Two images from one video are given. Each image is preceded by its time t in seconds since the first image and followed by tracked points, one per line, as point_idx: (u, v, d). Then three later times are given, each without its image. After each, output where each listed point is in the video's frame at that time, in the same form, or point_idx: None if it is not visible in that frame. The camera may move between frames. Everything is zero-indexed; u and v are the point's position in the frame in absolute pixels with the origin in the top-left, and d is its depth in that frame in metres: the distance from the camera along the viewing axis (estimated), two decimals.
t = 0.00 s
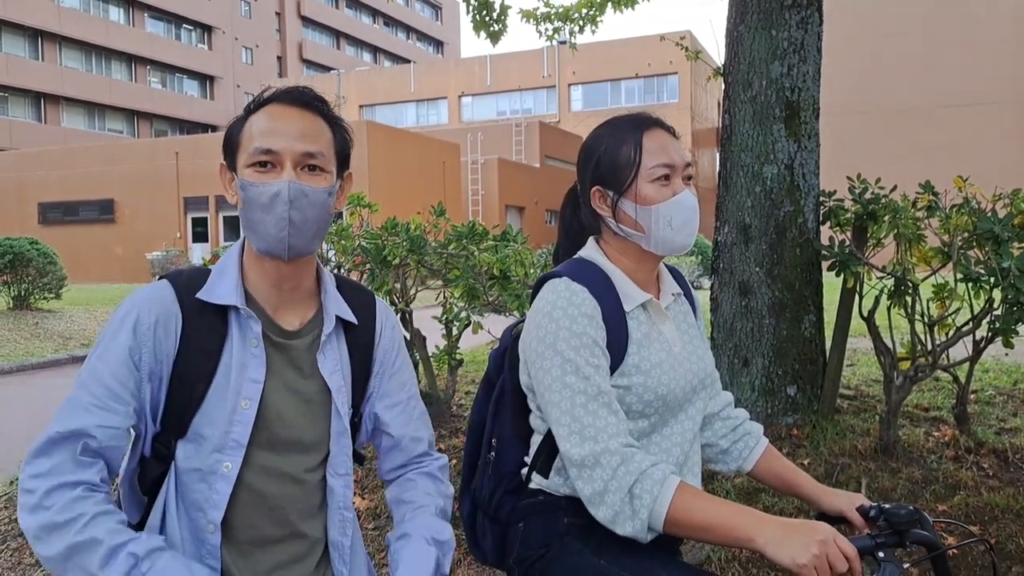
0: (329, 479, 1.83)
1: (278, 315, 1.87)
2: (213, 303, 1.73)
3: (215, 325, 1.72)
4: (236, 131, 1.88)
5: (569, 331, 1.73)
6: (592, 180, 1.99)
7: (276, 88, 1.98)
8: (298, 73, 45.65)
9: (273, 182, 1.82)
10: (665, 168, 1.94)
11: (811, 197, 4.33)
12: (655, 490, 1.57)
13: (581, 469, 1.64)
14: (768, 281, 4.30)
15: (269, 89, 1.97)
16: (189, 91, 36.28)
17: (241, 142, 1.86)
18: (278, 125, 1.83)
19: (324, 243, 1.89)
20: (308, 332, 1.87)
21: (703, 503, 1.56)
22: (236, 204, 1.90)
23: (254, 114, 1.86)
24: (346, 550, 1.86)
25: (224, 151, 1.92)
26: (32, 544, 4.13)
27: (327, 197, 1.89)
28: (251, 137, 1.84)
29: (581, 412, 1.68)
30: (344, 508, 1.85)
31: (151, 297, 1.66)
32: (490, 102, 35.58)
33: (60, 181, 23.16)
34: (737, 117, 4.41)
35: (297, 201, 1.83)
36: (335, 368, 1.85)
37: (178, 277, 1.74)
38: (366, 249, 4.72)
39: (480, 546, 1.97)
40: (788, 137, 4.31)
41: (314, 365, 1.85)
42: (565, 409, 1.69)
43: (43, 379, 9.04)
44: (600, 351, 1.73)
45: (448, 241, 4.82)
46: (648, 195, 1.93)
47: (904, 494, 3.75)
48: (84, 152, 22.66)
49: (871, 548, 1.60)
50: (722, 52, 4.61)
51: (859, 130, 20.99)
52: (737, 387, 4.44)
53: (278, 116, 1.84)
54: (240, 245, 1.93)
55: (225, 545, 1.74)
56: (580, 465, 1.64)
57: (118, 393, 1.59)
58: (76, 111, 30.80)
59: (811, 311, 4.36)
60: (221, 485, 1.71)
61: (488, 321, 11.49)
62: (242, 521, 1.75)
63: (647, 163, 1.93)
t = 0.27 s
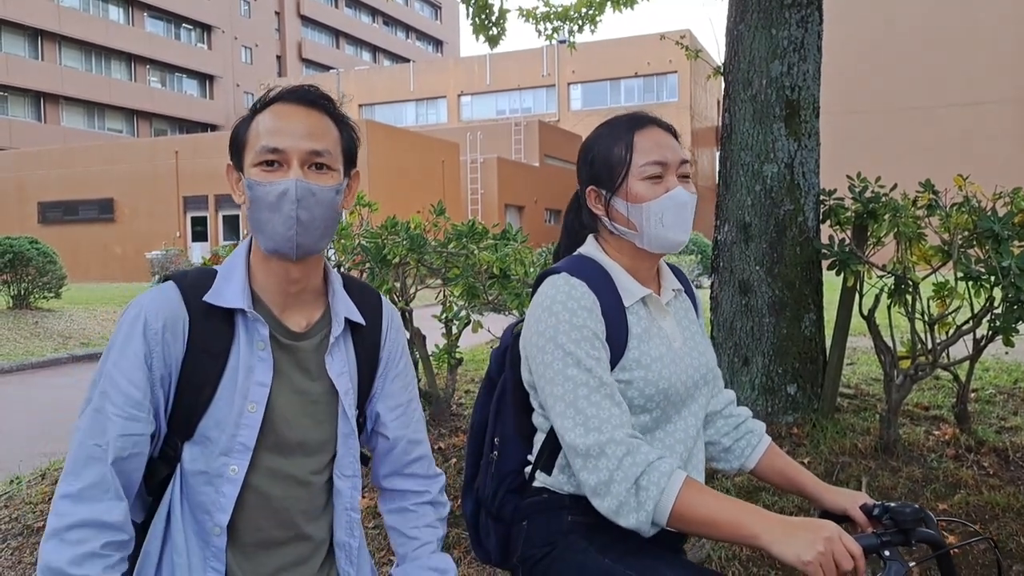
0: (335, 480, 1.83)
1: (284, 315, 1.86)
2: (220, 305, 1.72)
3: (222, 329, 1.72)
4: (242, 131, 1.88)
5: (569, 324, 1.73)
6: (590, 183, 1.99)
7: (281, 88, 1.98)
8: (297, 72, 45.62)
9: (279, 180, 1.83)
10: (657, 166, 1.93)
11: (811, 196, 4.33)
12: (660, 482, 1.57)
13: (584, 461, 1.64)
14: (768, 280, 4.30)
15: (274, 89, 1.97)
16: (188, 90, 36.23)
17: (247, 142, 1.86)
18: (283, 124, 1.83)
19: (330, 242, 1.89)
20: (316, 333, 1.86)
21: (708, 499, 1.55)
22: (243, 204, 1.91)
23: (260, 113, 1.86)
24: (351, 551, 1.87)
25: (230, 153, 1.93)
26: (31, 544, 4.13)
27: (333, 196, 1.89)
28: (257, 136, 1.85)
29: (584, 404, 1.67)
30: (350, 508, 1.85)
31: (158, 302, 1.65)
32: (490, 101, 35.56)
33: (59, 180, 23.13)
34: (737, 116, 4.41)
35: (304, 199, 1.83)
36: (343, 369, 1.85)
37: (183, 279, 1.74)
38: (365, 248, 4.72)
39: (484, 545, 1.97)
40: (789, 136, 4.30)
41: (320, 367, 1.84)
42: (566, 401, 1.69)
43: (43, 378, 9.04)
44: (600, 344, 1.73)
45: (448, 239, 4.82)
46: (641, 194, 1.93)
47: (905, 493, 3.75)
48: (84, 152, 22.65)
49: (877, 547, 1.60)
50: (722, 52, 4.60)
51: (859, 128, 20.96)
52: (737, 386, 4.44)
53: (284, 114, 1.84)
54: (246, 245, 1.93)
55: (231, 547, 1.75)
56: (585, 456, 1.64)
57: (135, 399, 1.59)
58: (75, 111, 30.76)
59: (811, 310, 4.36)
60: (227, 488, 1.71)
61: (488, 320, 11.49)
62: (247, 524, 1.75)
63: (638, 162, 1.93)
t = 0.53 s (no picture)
0: (347, 487, 1.86)
1: (296, 319, 1.88)
2: (232, 310, 1.75)
3: (233, 333, 1.74)
4: (255, 136, 1.92)
5: (580, 326, 1.75)
6: (586, 193, 2.06)
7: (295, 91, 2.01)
8: (306, 76, 45.82)
9: (284, 181, 1.86)
10: (632, 174, 1.95)
11: (819, 200, 4.34)
12: (672, 483, 1.58)
13: (596, 461, 1.66)
14: (776, 284, 4.30)
15: (288, 92, 2.01)
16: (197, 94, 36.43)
17: (258, 143, 1.91)
18: (293, 127, 1.87)
19: (340, 243, 1.92)
20: (328, 337, 1.89)
21: (718, 501, 1.57)
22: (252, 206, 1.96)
23: (271, 117, 1.90)
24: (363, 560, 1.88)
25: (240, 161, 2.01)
26: (41, 547, 4.16)
27: (340, 199, 1.92)
28: (266, 139, 1.88)
29: (595, 404, 1.69)
30: (362, 515, 1.87)
31: (169, 307, 1.68)
32: (498, 104, 35.60)
33: (69, 185, 23.29)
34: (745, 120, 4.42)
35: (309, 201, 1.86)
36: (354, 374, 1.88)
37: (196, 283, 1.77)
38: (374, 252, 4.76)
39: (495, 548, 1.99)
40: (796, 139, 4.31)
41: (329, 372, 1.87)
42: (578, 402, 1.71)
43: (54, 381, 9.12)
44: (610, 346, 1.75)
45: (457, 244, 4.85)
46: (619, 203, 1.96)
47: (913, 497, 3.75)
48: (93, 156, 22.81)
49: (889, 552, 1.61)
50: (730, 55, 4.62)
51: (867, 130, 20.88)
52: (745, 390, 4.44)
53: (294, 118, 1.88)
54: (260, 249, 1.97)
55: (242, 555, 1.77)
56: (598, 455, 1.65)
57: (151, 408, 1.63)
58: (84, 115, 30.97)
59: (819, 314, 4.36)
60: (239, 494, 1.73)
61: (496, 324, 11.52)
62: (260, 530, 1.78)
63: (611, 170, 1.97)
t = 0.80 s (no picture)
0: (345, 492, 1.86)
1: (292, 322, 1.87)
2: (226, 312, 1.74)
3: (228, 334, 1.74)
4: (254, 139, 1.91)
5: (572, 328, 1.75)
6: (579, 198, 2.06)
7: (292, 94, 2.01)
8: (302, 78, 45.78)
9: (284, 186, 1.87)
10: (620, 179, 1.95)
11: (815, 202, 4.34)
12: (666, 486, 1.58)
13: (589, 463, 1.65)
14: (771, 285, 4.31)
15: (285, 94, 2.00)
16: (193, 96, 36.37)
17: (256, 147, 1.90)
18: (292, 130, 1.86)
19: (339, 247, 1.92)
20: (326, 341, 1.89)
21: (712, 505, 1.56)
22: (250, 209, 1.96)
23: (269, 120, 1.89)
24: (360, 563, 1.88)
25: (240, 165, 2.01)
26: (37, 549, 4.15)
27: (340, 203, 1.92)
28: (265, 142, 1.88)
29: (587, 407, 1.69)
30: (358, 521, 1.87)
31: (163, 310, 1.68)
32: (495, 106, 35.61)
33: (64, 186, 23.22)
34: (741, 121, 4.42)
35: (306, 205, 1.86)
36: (352, 377, 1.87)
37: (191, 286, 1.76)
38: (370, 253, 4.75)
39: (490, 549, 1.98)
40: (792, 141, 4.32)
41: (326, 375, 1.86)
42: (571, 405, 1.71)
43: (48, 383, 9.08)
44: (603, 348, 1.75)
45: (453, 245, 4.83)
46: (607, 208, 1.96)
47: (909, 499, 3.75)
48: (89, 157, 22.75)
49: (886, 553, 1.61)
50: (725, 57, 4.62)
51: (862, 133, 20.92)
52: (741, 391, 4.45)
53: (293, 120, 1.87)
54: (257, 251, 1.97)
55: (239, 558, 1.76)
56: (590, 457, 1.65)
57: (152, 411, 1.63)
58: (80, 116, 30.90)
59: (815, 315, 4.36)
60: (235, 497, 1.73)
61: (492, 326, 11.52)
62: (257, 534, 1.77)
63: (600, 177, 1.97)
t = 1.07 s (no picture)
0: (342, 494, 1.86)
1: (289, 325, 1.88)
2: (223, 314, 1.74)
3: (225, 335, 1.74)
4: (254, 142, 1.92)
5: (556, 334, 1.73)
6: (575, 201, 2.08)
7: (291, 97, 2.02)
8: (302, 78, 45.79)
9: (286, 191, 1.88)
10: (612, 181, 1.96)
11: (812, 203, 4.35)
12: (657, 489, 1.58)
13: (542, 467, 1.66)
14: (769, 286, 4.32)
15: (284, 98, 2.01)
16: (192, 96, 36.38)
17: (258, 151, 1.91)
18: (293, 134, 1.87)
19: (339, 251, 1.92)
20: (323, 343, 1.90)
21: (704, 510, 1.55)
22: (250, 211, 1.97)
23: (271, 124, 1.90)
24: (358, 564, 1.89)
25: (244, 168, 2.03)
26: (37, 549, 4.16)
27: (343, 207, 1.94)
28: (268, 146, 1.89)
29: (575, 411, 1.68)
30: (357, 523, 1.88)
31: (161, 313, 1.68)
32: (494, 107, 35.61)
33: (64, 187, 23.22)
34: (738, 122, 4.43)
35: (307, 209, 1.86)
36: (350, 381, 1.88)
37: (189, 289, 1.77)
38: (369, 254, 4.76)
39: (486, 548, 1.99)
40: (789, 143, 4.32)
41: (324, 378, 1.87)
42: (539, 410, 1.70)
43: (48, 384, 9.09)
44: (592, 350, 1.74)
45: (451, 246, 4.84)
46: (601, 210, 1.97)
47: (906, 499, 3.76)
48: (89, 158, 22.75)
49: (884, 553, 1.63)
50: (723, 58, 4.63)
51: (861, 133, 20.91)
52: (739, 392, 4.45)
53: (295, 124, 1.88)
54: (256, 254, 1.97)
55: (237, 558, 1.77)
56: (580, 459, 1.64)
57: (152, 413, 1.64)
58: (79, 117, 30.90)
59: (813, 316, 4.37)
60: (233, 498, 1.74)
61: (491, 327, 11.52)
62: (256, 536, 1.78)
63: (594, 178, 1.98)
